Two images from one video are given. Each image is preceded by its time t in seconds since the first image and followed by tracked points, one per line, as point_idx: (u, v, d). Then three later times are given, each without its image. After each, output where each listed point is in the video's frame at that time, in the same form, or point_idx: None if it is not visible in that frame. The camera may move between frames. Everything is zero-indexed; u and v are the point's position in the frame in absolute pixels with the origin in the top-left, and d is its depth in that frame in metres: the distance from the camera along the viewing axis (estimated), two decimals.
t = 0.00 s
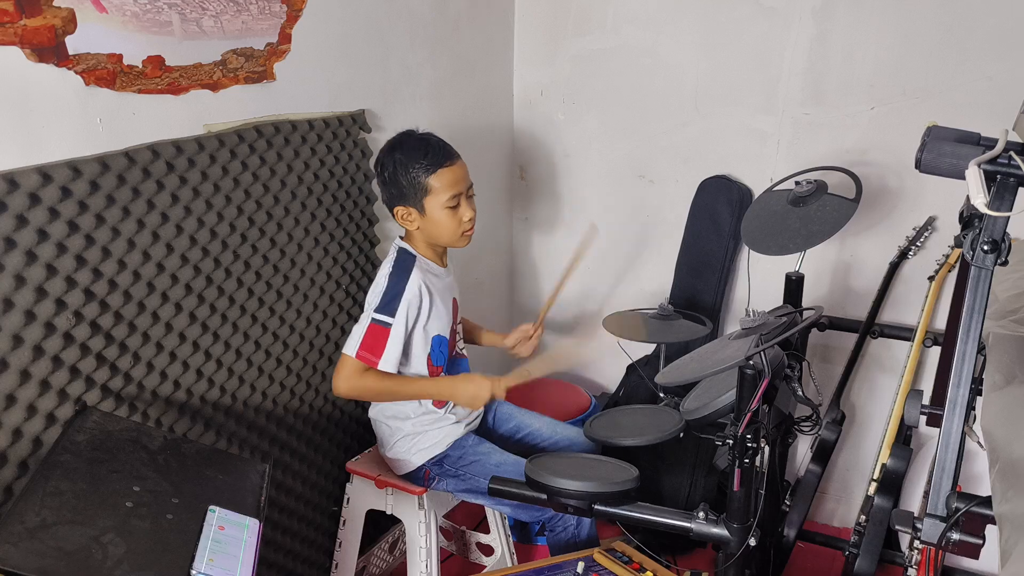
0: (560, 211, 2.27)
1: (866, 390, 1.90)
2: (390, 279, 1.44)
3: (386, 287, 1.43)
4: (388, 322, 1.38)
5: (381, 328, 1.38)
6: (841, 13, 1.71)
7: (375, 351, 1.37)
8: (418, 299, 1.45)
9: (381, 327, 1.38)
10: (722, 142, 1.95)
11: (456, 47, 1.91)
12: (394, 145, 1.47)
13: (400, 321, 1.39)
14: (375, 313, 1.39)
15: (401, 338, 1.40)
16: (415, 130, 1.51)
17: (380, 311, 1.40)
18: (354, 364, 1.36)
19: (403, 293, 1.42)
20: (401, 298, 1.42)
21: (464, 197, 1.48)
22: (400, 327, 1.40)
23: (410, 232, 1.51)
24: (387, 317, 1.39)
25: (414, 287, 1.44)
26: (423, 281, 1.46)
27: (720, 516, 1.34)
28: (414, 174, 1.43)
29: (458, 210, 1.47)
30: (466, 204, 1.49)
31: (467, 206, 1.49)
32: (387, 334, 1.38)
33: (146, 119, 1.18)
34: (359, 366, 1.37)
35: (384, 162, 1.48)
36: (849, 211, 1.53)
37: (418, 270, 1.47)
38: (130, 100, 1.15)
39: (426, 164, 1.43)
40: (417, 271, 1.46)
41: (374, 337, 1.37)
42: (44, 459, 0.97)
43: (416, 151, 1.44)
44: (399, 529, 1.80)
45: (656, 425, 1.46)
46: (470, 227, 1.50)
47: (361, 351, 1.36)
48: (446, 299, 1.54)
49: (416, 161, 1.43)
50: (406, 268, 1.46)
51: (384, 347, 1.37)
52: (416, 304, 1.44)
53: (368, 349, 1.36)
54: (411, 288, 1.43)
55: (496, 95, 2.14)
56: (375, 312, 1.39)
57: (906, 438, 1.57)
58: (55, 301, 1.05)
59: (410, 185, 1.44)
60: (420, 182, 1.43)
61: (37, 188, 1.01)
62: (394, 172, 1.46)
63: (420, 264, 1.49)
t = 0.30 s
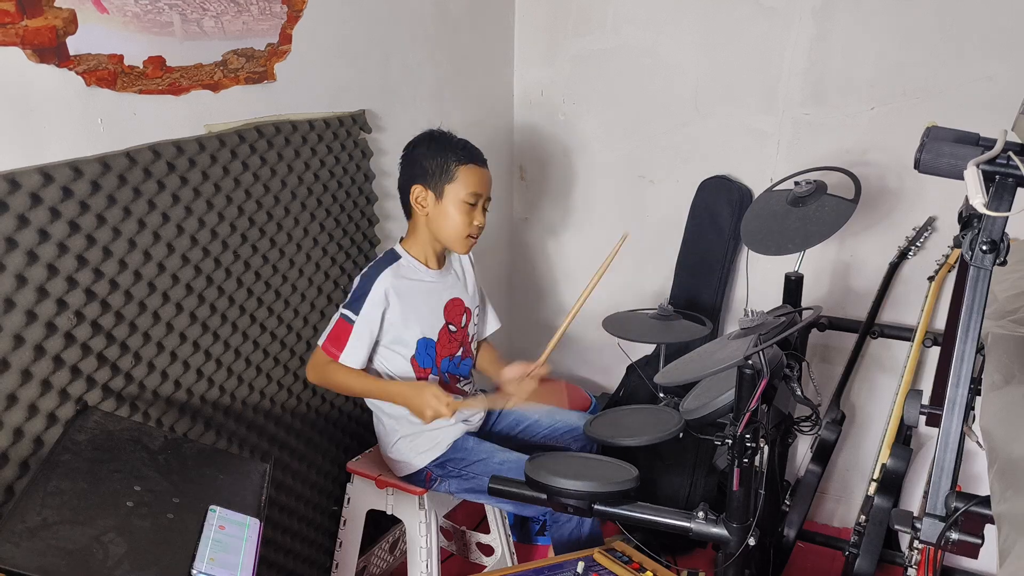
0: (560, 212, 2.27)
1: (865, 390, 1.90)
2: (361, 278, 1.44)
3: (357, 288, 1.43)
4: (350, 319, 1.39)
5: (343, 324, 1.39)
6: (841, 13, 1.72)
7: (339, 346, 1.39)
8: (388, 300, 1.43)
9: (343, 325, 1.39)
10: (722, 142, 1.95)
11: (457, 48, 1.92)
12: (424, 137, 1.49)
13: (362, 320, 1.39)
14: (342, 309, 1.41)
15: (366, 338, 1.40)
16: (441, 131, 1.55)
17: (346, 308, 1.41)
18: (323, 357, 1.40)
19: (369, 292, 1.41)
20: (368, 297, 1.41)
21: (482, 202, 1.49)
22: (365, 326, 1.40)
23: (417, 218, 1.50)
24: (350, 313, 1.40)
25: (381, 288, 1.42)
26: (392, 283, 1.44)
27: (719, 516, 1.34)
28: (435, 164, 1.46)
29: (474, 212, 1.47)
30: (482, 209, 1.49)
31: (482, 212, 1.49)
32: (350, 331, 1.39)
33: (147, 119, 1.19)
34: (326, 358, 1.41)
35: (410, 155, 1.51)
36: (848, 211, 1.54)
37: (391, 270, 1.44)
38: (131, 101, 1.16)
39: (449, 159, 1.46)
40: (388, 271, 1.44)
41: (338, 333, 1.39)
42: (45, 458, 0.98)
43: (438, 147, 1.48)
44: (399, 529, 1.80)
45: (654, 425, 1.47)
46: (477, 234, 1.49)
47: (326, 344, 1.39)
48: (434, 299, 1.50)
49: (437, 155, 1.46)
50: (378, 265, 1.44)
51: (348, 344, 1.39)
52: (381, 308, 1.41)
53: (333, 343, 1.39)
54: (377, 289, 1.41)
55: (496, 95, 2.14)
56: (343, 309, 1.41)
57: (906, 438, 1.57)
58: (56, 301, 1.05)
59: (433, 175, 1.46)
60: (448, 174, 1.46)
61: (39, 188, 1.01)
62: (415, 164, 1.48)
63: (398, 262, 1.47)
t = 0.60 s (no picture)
0: (561, 213, 2.27)
1: (866, 391, 1.90)
2: (404, 283, 1.41)
3: (404, 292, 1.41)
4: (427, 325, 1.37)
5: (425, 334, 1.37)
6: (842, 15, 1.72)
7: (429, 358, 1.36)
8: (434, 297, 1.44)
9: (424, 334, 1.37)
10: (723, 144, 1.95)
11: (458, 49, 1.92)
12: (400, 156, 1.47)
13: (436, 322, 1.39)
14: (411, 323, 1.38)
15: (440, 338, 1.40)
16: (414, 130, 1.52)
17: (413, 319, 1.38)
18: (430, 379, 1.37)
19: (421, 295, 1.41)
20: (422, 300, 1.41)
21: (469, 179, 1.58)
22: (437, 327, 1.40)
23: (441, 221, 1.47)
24: (424, 321, 1.38)
25: (428, 287, 1.43)
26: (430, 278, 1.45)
27: (720, 517, 1.34)
28: (439, 156, 1.43)
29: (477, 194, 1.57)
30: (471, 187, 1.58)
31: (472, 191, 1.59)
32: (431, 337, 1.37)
33: (150, 121, 1.19)
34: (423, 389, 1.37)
35: (401, 159, 1.46)
36: (850, 212, 1.54)
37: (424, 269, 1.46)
38: (134, 103, 1.16)
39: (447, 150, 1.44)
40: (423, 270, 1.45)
41: (423, 346, 1.36)
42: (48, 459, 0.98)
43: (428, 142, 1.44)
44: (400, 530, 1.80)
45: (655, 426, 1.46)
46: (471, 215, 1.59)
47: (421, 363, 1.35)
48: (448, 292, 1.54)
49: (429, 148, 1.44)
50: (412, 267, 1.43)
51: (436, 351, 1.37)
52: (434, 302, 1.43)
53: (425, 359, 1.36)
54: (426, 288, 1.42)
55: (498, 96, 2.14)
56: (411, 323, 1.38)
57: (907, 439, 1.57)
58: (59, 302, 1.06)
59: (441, 172, 1.42)
60: (463, 166, 1.44)
61: (42, 189, 1.01)
62: (410, 169, 1.44)
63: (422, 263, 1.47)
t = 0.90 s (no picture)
0: (563, 213, 2.28)
1: (869, 391, 1.90)
2: (403, 289, 1.42)
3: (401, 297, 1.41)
4: (420, 333, 1.38)
5: (416, 341, 1.38)
6: (844, 14, 1.72)
7: (420, 364, 1.37)
8: (432, 303, 1.46)
9: (416, 341, 1.38)
10: (725, 143, 1.95)
11: (460, 49, 1.92)
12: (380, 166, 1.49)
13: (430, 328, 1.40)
14: (405, 329, 1.39)
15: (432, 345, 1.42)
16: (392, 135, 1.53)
17: (408, 327, 1.39)
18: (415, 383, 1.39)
19: (420, 301, 1.42)
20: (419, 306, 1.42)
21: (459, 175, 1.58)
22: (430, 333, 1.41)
23: (431, 220, 1.47)
24: (418, 328, 1.39)
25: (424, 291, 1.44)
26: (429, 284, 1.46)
27: (722, 517, 1.34)
28: (416, 158, 1.43)
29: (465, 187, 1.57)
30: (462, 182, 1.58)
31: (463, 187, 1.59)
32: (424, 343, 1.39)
33: (152, 121, 1.19)
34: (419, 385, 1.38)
35: (380, 169, 1.48)
36: (852, 211, 1.54)
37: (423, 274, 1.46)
38: (136, 102, 1.16)
39: (421, 148, 1.45)
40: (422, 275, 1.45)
41: (414, 352, 1.37)
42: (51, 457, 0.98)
43: (402, 146, 1.45)
44: (402, 529, 1.80)
45: (657, 425, 1.46)
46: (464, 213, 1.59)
47: (411, 370, 1.37)
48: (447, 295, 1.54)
49: (404, 153, 1.45)
50: (412, 272, 1.44)
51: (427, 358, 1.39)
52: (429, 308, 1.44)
53: (416, 365, 1.37)
54: (423, 293, 1.43)
55: (500, 96, 2.14)
56: (404, 330, 1.39)
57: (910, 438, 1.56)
58: (61, 301, 1.06)
59: (421, 172, 1.43)
60: (442, 160, 1.45)
61: (45, 188, 1.01)
62: (390, 177, 1.46)
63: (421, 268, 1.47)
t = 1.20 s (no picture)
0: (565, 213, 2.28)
1: (871, 392, 1.90)
2: (405, 277, 1.42)
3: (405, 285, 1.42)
4: (424, 316, 1.39)
5: (419, 325, 1.38)
6: (846, 15, 1.72)
7: (424, 346, 1.37)
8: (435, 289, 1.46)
9: (420, 323, 1.38)
10: (727, 144, 1.95)
11: (463, 50, 1.93)
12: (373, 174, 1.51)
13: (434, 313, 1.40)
14: (408, 313, 1.39)
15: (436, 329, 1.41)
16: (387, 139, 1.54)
17: (411, 310, 1.39)
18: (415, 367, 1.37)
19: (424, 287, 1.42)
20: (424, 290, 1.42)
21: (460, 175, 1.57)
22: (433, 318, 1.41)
23: (427, 223, 1.48)
24: (421, 312, 1.39)
25: (429, 280, 1.44)
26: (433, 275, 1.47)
27: (724, 517, 1.34)
28: (399, 170, 1.45)
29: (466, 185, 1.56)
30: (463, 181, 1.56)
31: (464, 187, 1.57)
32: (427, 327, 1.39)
33: (155, 122, 1.20)
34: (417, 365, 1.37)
35: (374, 178, 1.51)
36: (854, 212, 1.54)
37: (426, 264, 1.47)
38: (140, 102, 1.17)
39: (402, 159, 1.45)
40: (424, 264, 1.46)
41: (417, 334, 1.37)
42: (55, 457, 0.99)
43: (388, 159, 1.47)
44: (404, 529, 1.80)
45: (661, 426, 1.45)
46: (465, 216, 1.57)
47: (413, 351, 1.36)
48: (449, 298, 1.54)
49: (389, 165, 1.46)
50: (414, 261, 1.44)
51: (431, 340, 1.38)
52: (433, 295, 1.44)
53: (418, 346, 1.37)
54: (428, 281, 1.44)
55: (502, 97, 2.15)
56: (408, 313, 1.39)
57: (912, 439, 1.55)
58: (65, 302, 1.06)
59: (407, 183, 1.44)
60: (427, 167, 1.44)
61: (49, 189, 1.02)
62: (383, 190, 1.49)
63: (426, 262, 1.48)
